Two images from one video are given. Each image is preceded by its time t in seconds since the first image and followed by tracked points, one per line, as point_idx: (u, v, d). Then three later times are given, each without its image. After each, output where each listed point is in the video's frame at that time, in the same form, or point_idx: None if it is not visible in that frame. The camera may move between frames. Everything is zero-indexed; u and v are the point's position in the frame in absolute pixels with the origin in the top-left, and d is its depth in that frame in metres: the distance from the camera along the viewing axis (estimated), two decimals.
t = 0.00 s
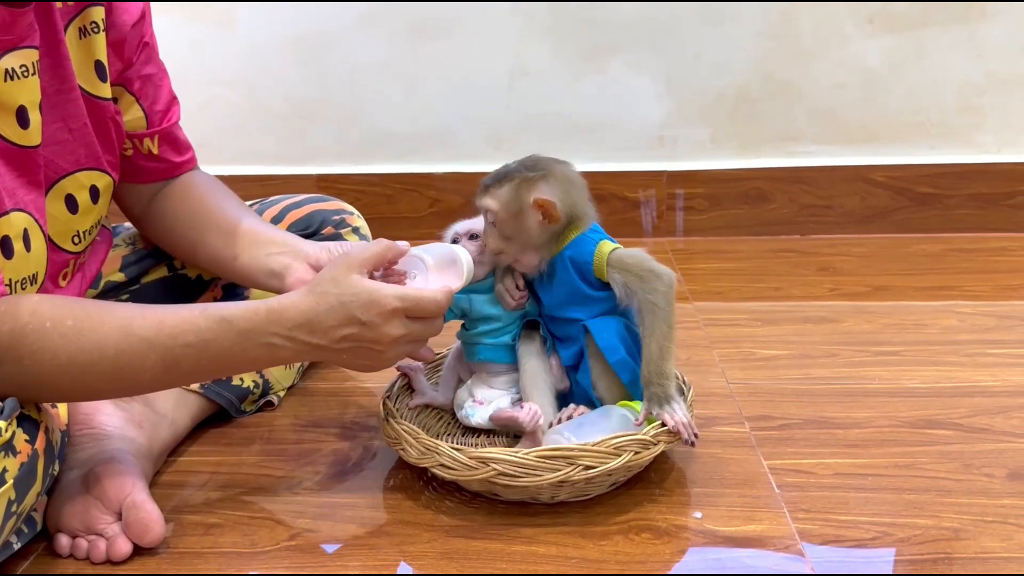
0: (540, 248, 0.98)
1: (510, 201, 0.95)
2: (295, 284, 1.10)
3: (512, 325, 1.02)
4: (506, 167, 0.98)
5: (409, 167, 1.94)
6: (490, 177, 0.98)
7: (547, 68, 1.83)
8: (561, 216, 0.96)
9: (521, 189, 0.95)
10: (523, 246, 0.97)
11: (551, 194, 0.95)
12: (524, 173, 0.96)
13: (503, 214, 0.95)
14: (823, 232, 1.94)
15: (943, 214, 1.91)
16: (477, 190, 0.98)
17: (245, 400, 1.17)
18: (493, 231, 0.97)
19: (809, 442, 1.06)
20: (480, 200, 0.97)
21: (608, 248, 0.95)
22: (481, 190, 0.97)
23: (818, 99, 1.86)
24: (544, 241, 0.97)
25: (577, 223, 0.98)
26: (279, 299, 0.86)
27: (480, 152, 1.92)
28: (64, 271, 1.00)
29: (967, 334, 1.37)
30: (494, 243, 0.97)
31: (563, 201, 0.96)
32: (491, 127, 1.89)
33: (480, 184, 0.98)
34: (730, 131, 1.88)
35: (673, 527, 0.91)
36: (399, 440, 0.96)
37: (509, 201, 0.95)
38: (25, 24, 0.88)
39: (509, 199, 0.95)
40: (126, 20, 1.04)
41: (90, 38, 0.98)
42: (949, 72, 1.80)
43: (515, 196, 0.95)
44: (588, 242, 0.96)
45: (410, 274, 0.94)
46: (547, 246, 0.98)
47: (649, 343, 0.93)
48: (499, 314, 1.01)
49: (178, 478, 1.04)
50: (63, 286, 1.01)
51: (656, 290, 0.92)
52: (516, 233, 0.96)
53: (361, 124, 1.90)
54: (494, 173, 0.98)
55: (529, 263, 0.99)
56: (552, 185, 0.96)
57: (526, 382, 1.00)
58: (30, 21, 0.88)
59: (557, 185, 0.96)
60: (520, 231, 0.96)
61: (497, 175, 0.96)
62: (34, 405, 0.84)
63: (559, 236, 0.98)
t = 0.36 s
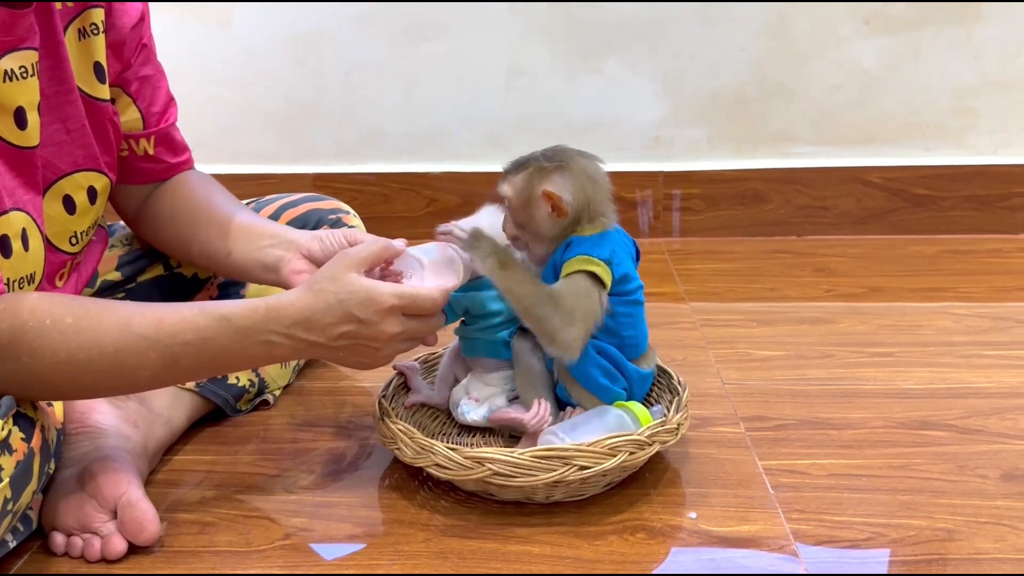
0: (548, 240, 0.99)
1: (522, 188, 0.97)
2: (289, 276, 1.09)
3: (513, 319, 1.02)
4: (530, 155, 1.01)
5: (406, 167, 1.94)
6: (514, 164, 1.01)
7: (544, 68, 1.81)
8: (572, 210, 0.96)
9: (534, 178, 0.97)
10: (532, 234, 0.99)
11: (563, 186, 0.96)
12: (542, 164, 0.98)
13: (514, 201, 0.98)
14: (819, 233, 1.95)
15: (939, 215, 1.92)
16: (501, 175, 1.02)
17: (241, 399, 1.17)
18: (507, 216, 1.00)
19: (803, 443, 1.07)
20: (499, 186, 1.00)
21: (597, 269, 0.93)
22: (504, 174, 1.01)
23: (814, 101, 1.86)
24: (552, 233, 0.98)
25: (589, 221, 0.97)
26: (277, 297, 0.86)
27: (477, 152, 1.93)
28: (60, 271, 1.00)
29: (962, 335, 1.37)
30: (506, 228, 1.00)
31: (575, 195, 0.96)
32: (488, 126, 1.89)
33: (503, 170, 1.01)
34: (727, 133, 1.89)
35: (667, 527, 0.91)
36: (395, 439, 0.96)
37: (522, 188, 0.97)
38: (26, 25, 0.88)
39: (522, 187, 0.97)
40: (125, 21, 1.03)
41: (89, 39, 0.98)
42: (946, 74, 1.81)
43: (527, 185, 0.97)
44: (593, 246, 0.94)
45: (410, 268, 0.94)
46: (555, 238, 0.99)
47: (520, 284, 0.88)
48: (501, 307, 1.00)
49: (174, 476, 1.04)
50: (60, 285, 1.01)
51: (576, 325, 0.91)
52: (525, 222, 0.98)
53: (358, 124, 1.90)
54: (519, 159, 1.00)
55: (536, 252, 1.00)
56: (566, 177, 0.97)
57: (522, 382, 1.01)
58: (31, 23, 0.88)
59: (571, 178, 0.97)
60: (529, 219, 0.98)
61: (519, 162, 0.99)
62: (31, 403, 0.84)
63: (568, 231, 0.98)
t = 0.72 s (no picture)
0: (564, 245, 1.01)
1: (537, 196, 0.98)
2: (310, 259, 1.11)
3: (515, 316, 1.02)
4: (543, 160, 1.01)
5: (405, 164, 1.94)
6: (526, 169, 1.02)
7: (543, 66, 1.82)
8: (587, 216, 0.97)
9: (549, 185, 0.98)
10: (548, 240, 1.01)
11: (578, 193, 0.97)
12: (555, 171, 0.99)
13: (530, 207, 0.99)
14: (819, 233, 1.95)
15: (938, 215, 1.92)
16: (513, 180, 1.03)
17: (240, 394, 1.17)
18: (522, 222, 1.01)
19: (803, 440, 1.07)
20: (512, 191, 1.01)
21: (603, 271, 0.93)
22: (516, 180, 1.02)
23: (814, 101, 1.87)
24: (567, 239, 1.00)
25: (603, 226, 0.98)
26: (277, 295, 0.86)
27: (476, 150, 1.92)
28: (60, 265, 1.00)
29: (961, 334, 1.37)
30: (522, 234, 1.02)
31: (590, 202, 0.97)
32: (487, 124, 1.89)
33: (514, 174, 1.02)
34: (726, 131, 1.89)
35: (667, 523, 0.91)
36: (395, 434, 0.96)
37: (536, 196, 0.98)
38: (28, 18, 0.87)
39: (536, 194, 0.98)
40: (126, 14, 1.03)
41: (90, 31, 0.98)
42: (945, 74, 1.81)
43: (542, 193, 0.98)
44: (601, 249, 0.95)
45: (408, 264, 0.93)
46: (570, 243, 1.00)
47: (506, 286, 0.90)
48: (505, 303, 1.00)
49: (173, 471, 1.03)
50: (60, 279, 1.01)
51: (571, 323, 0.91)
52: (540, 228, 1.00)
53: (358, 121, 1.90)
54: (531, 165, 1.01)
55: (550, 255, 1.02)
56: (581, 184, 0.98)
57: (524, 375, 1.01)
58: (32, 14, 0.88)
59: (586, 185, 0.97)
60: (544, 225, 0.99)
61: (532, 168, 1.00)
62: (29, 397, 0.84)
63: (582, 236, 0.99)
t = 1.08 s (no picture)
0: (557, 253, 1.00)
1: (525, 207, 0.98)
2: (307, 251, 1.09)
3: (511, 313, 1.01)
4: (530, 167, 1.00)
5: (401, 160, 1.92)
6: (515, 177, 1.01)
7: (540, 61, 1.82)
8: (576, 224, 0.96)
9: (536, 195, 0.97)
10: (541, 248, 1.00)
11: (566, 201, 0.96)
12: (542, 179, 0.98)
13: (519, 216, 0.99)
14: (816, 232, 1.94)
15: (935, 215, 1.92)
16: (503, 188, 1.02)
17: (233, 391, 1.16)
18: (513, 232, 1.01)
19: (800, 440, 1.06)
20: (502, 200, 1.01)
21: (597, 279, 0.92)
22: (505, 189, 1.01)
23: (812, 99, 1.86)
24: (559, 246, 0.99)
25: (594, 232, 0.97)
26: (272, 299, 0.85)
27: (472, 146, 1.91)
28: (55, 258, 0.98)
29: (958, 334, 1.37)
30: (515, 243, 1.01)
31: (578, 210, 0.96)
32: (484, 121, 1.89)
33: (503, 182, 1.01)
34: (724, 129, 1.88)
35: (663, 522, 0.90)
36: (389, 432, 0.95)
37: (525, 206, 0.98)
38: (24, 6, 0.87)
39: (524, 204, 0.98)
40: (122, 5, 1.02)
41: (86, 22, 0.97)
42: (942, 73, 1.81)
43: (530, 203, 0.97)
44: (594, 256, 0.94)
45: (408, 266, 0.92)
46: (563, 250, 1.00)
47: (506, 298, 0.89)
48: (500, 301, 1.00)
49: (164, 468, 1.02)
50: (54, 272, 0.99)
51: (570, 334, 0.91)
52: (531, 237, 0.99)
53: (354, 117, 1.89)
54: (520, 173, 1.00)
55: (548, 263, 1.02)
56: (568, 192, 0.96)
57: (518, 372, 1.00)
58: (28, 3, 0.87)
59: (574, 193, 0.96)
60: (534, 234, 0.99)
61: (519, 178, 0.99)
62: (18, 393, 0.83)
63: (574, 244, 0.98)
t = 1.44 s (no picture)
0: (503, 264, 0.99)
1: (471, 217, 0.96)
2: (296, 251, 1.09)
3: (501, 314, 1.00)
4: (482, 177, 0.99)
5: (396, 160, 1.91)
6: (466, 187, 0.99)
7: (537, 61, 1.80)
8: (520, 235, 0.95)
9: (482, 206, 0.96)
10: (486, 258, 0.99)
11: (509, 214, 0.95)
12: (490, 189, 0.96)
13: (465, 227, 0.97)
14: (813, 234, 1.93)
15: (933, 217, 1.90)
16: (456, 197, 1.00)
17: (222, 393, 1.14)
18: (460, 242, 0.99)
19: (797, 444, 1.05)
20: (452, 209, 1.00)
21: (556, 285, 0.92)
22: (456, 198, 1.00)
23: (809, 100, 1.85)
24: (502, 257, 0.98)
25: (540, 243, 0.96)
26: (262, 300, 0.84)
27: (467, 146, 1.89)
28: (42, 259, 0.96)
29: (957, 337, 1.35)
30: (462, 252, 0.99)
31: (522, 220, 0.95)
32: (479, 120, 1.87)
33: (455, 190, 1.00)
34: (721, 130, 1.87)
35: (658, 529, 0.89)
36: (379, 436, 0.93)
37: (470, 216, 0.96)
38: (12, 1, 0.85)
39: (471, 215, 0.96)
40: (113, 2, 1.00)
41: (75, 19, 0.94)
42: (941, 75, 1.80)
43: (475, 212, 0.96)
44: (550, 262, 0.93)
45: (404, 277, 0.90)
46: (507, 261, 0.98)
47: (494, 304, 0.90)
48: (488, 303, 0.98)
49: (151, 472, 1.00)
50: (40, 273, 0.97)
51: (551, 341, 0.91)
52: (477, 248, 0.98)
53: (348, 116, 1.87)
54: (471, 182, 0.99)
55: (500, 275, 1.00)
56: (514, 204, 0.95)
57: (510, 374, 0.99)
58: None
59: (518, 205, 0.95)
60: (478, 244, 0.97)
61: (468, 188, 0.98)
62: None
63: (523, 254, 0.97)
